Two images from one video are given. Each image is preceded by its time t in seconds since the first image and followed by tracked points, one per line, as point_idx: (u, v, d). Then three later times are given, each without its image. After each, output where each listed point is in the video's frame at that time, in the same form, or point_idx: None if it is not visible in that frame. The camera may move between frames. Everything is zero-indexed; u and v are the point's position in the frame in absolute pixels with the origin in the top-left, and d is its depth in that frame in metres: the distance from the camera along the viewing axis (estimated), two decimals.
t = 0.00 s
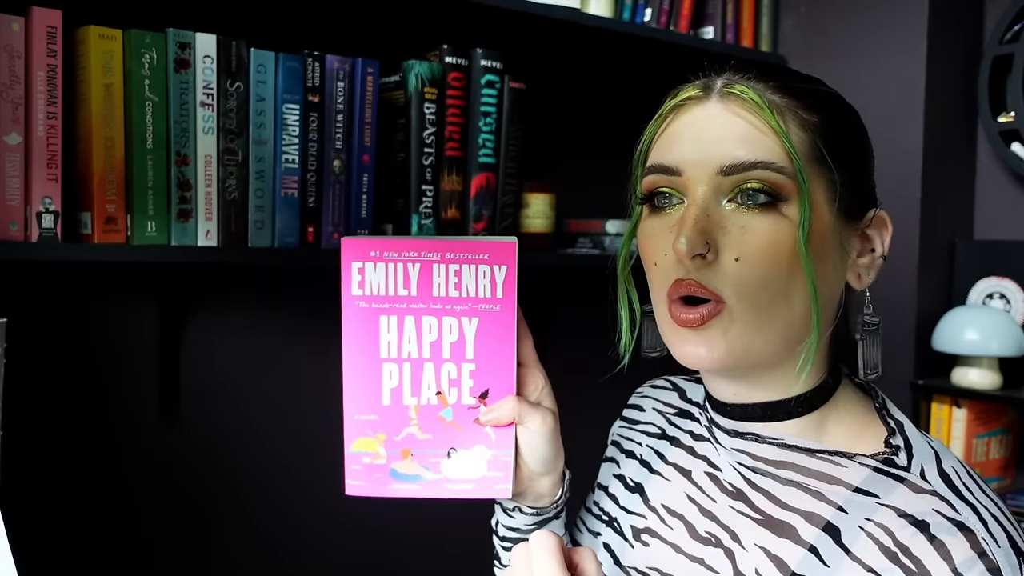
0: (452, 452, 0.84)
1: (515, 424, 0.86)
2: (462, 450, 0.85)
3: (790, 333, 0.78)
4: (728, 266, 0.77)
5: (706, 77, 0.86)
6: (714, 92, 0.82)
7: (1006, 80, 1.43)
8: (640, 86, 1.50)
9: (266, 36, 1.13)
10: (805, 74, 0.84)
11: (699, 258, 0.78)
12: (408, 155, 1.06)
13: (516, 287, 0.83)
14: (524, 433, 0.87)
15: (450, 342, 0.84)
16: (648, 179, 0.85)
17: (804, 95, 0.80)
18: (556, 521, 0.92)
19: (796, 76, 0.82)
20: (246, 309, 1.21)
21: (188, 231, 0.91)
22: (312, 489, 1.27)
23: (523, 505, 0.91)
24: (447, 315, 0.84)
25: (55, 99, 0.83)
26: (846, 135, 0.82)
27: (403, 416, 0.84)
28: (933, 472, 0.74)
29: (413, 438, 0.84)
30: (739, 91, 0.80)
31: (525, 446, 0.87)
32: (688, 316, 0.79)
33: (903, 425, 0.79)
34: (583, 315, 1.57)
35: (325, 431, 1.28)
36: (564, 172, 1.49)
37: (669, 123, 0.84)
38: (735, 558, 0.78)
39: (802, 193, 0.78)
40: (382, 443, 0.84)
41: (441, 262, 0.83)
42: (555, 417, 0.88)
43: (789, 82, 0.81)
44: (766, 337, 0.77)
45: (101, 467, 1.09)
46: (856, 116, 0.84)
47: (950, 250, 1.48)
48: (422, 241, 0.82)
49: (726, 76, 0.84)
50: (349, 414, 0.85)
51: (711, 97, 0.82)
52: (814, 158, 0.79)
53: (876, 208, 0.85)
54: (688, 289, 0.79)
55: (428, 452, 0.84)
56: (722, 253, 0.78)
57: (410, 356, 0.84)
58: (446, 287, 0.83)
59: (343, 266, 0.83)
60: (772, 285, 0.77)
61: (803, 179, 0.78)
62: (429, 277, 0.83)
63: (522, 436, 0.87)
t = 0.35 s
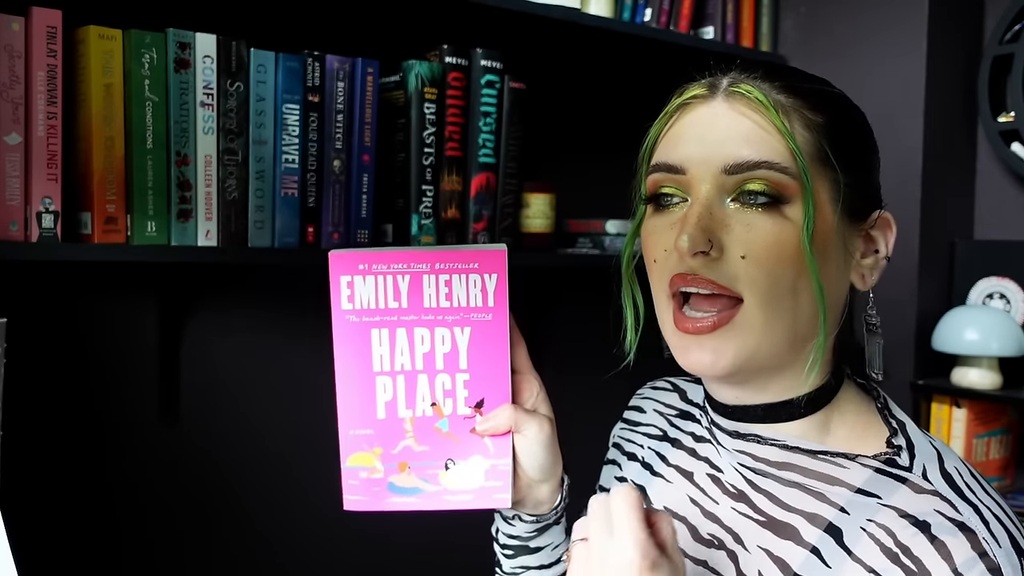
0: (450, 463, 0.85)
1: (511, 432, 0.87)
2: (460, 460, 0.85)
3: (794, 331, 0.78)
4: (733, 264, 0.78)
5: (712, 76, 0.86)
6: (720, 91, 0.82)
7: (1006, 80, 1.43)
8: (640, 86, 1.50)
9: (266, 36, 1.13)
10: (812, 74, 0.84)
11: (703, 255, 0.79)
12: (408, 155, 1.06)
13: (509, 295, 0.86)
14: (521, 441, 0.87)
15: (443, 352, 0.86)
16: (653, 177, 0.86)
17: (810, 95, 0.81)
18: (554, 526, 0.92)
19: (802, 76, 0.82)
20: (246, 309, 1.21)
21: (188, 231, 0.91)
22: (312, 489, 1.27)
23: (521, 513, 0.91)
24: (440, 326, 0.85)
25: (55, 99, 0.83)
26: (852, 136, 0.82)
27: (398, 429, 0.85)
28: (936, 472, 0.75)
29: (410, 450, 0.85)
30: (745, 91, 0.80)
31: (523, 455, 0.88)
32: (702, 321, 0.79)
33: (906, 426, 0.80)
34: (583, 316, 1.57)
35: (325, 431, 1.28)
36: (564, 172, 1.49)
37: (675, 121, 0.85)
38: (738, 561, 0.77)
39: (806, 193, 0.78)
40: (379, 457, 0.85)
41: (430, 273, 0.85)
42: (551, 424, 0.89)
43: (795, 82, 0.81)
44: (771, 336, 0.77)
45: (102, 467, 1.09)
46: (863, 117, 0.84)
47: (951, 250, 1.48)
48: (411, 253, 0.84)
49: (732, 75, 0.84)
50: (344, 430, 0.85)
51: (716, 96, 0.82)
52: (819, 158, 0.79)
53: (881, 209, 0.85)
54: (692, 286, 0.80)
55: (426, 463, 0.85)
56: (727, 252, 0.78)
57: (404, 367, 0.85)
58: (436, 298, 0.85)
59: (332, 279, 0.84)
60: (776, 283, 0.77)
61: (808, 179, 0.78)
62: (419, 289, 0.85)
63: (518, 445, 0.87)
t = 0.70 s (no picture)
0: (469, 475, 0.87)
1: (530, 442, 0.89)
2: (479, 472, 0.87)
3: (800, 330, 0.78)
4: (738, 263, 0.79)
5: (718, 78, 0.86)
6: (725, 92, 0.82)
7: (1006, 80, 1.43)
8: (639, 87, 1.50)
9: (266, 36, 1.13)
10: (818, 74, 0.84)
11: (709, 255, 0.79)
12: (408, 155, 1.06)
13: (522, 306, 0.88)
14: (541, 450, 0.90)
15: (457, 364, 0.88)
16: (659, 179, 0.86)
17: (815, 95, 0.80)
18: (576, 534, 0.96)
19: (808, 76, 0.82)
20: (246, 309, 1.21)
21: (188, 231, 0.91)
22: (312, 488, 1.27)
23: (543, 521, 0.95)
24: (455, 339, 0.87)
25: (55, 99, 0.83)
26: (858, 136, 0.81)
27: (418, 444, 0.87)
28: (946, 467, 0.75)
29: (429, 464, 0.87)
30: (750, 92, 0.80)
31: (544, 463, 0.91)
32: (708, 323, 0.80)
33: (916, 421, 0.80)
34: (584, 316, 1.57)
35: (325, 431, 1.28)
36: (564, 173, 1.49)
37: (681, 124, 0.85)
38: (750, 558, 0.79)
39: (811, 192, 0.78)
40: (399, 472, 0.86)
41: (442, 287, 0.86)
42: (568, 430, 0.93)
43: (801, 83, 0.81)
44: (775, 335, 0.78)
45: (102, 468, 1.09)
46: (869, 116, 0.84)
47: (950, 250, 1.48)
48: (423, 268, 0.85)
49: (737, 76, 0.84)
50: (365, 447, 0.86)
51: (721, 97, 0.82)
52: (824, 158, 0.79)
53: (889, 207, 0.84)
54: (699, 285, 0.81)
55: (446, 476, 0.87)
56: (733, 251, 0.79)
57: (421, 383, 0.87)
58: (450, 312, 0.87)
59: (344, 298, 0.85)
60: (781, 282, 0.78)
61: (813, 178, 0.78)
62: (433, 303, 0.86)
63: (538, 454, 0.90)
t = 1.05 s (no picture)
0: (483, 482, 0.88)
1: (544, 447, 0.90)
2: (493, 479, 0.88)
3: (808, 329, 0.78)
4: (745, 261, 0.79)
5: (730, 78, 0.87)
6: (737, 91, 0.83)
7: (1006, 80, 1.43)
8: (639, 87, 1.49)
9: (267, 36, 1.13)
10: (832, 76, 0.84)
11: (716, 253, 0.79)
12: (408, 155, 1.06)
13: (533, 313, 0.89)
14: (554, 456, 0.91)
15: (470, 372, 0.89)
16: (670, 177, 0.86)
17: (828, 96, 0.81)
18: (591, 536, 0.96)
19: (822, 77, 0.82)
20: (247, 310, 1.21)
21: (188, 231, 0.91)
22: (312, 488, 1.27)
23: (557, 525, 0.95)
24: (466, 346, 0.88)
25: (55, 99, 0.83)
26: (869, 137, 0.82)
27: (432, 451, 0.88)
28: (957, 468, 0.77)
29: (443, 471, 0.88)
30: (761, 90, 0.81)
31: (557, 468, 0.91)
32: (715, 310, 0.80)
33: (929, 422, 0.82)
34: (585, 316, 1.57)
35: (326, 431, 1.28)
36: (564, 173, 1.49)
37: (692, 122, 0.85)
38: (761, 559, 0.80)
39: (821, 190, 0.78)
40: (413, 481, 0.87)
41: (454, 295, 0.87)
42: (582, 436, 0.93)
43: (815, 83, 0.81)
44: (783, 333, 0.77)
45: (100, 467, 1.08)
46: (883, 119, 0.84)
47: (950, 250, 1.48)
48: (436, 275, 0.87)
49: (750, 75, 0.85)
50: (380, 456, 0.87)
51: (734, 96, 0.82)
52: (836, 158, 0.79)
53: (902, 210, 0.84)
54: (707, 283, 0.81)
55: (460, 484, 0.88)
56: (741, 248, 0.79)
57: (433, 391, 0.88)
58: (461, 318, 0.88)
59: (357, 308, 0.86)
60: (789, 280, 0.77)
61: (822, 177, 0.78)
62: (444, 312, 0.87)
63: (552, 459, 0.91)
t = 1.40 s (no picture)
0: (498, 482, 0.81)
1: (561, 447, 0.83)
2: (509, 479, 0.81)
3: (812, 318, 0.78)
4: (748, 251, 0.78)
5: (731, 69, 0.87)
6: (738, 83, 0.83)
7: (1006, 80, 1.43)
8: (639, 86, 1.49)
9: (267, 36, 1.13)
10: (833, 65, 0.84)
11: (719, 244, 0.79)
12: (408, 155, 1.06)
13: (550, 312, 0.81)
14: (570, 457, 0.83)
15: (483, 373, 0.81)
16: (672, 169, 0.86)
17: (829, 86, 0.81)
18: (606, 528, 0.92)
19: (823, 67, 0.82)
20: (246, 310, 1.20)
21: (188, 231, 0.91)
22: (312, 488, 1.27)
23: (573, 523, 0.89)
24: (479, 347, 0.81)
25: (55, 99, 0.83)
26: (870, 127, 0.81)
27: (445, 453, 0.81)
28: (953, 441, 0.77)
29: (457, 473, 0.81)
30: (762, 82, 0.81)
31: (574, 469, 0.84)
32: (718, 297, 0.79)
33: (928, 399, 0.82)
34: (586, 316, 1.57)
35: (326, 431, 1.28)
36: (564, 173, 1.49)
37: (694, 114, 0.85)
38: (758, 542, 0.81)
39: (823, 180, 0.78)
40: (427, 483, 0.80)
41: (465, 296, 0.80)
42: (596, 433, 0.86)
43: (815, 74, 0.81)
44: (786, 322, 0.77)
45: (99, 468, 1.08)
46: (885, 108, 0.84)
47: (951, 250, 1.48)
48: (447, 275, 0.80)
49: (750, 66, 0.85)
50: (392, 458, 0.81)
51: (735, 87, 0.82)
52: (838, 147, 0.79)
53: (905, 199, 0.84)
54: (710, 273, 0.80)
55: (474, 484, 0.80)
56: (743, 238, 0.78)
57: (444, 393, 0.81)
58: (474, 320, 0.81)
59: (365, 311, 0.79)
60: (791, 270, 0.77)
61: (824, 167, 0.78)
62: (455, 313, 0.80)
63: (569, 461, 0.83)
